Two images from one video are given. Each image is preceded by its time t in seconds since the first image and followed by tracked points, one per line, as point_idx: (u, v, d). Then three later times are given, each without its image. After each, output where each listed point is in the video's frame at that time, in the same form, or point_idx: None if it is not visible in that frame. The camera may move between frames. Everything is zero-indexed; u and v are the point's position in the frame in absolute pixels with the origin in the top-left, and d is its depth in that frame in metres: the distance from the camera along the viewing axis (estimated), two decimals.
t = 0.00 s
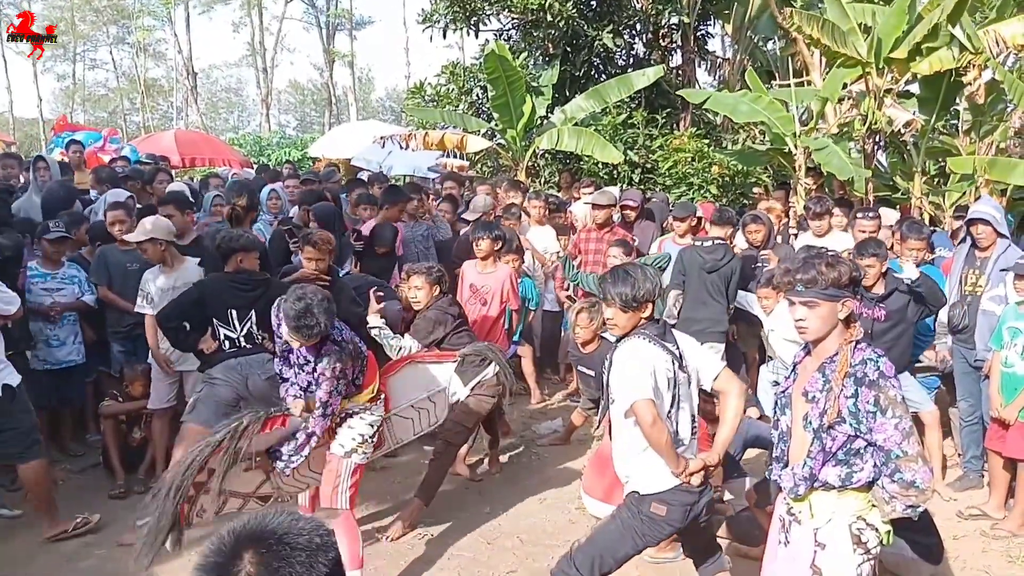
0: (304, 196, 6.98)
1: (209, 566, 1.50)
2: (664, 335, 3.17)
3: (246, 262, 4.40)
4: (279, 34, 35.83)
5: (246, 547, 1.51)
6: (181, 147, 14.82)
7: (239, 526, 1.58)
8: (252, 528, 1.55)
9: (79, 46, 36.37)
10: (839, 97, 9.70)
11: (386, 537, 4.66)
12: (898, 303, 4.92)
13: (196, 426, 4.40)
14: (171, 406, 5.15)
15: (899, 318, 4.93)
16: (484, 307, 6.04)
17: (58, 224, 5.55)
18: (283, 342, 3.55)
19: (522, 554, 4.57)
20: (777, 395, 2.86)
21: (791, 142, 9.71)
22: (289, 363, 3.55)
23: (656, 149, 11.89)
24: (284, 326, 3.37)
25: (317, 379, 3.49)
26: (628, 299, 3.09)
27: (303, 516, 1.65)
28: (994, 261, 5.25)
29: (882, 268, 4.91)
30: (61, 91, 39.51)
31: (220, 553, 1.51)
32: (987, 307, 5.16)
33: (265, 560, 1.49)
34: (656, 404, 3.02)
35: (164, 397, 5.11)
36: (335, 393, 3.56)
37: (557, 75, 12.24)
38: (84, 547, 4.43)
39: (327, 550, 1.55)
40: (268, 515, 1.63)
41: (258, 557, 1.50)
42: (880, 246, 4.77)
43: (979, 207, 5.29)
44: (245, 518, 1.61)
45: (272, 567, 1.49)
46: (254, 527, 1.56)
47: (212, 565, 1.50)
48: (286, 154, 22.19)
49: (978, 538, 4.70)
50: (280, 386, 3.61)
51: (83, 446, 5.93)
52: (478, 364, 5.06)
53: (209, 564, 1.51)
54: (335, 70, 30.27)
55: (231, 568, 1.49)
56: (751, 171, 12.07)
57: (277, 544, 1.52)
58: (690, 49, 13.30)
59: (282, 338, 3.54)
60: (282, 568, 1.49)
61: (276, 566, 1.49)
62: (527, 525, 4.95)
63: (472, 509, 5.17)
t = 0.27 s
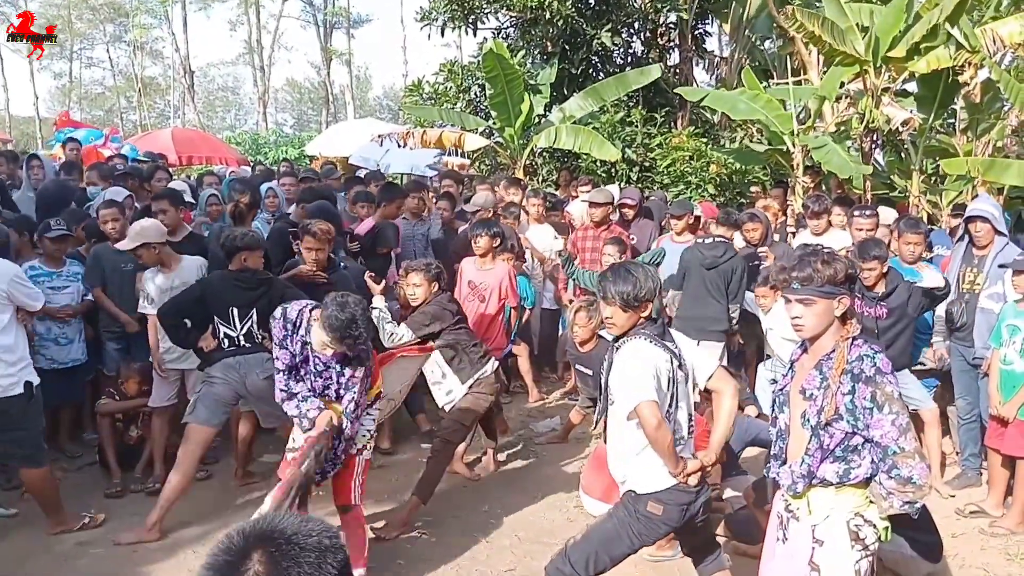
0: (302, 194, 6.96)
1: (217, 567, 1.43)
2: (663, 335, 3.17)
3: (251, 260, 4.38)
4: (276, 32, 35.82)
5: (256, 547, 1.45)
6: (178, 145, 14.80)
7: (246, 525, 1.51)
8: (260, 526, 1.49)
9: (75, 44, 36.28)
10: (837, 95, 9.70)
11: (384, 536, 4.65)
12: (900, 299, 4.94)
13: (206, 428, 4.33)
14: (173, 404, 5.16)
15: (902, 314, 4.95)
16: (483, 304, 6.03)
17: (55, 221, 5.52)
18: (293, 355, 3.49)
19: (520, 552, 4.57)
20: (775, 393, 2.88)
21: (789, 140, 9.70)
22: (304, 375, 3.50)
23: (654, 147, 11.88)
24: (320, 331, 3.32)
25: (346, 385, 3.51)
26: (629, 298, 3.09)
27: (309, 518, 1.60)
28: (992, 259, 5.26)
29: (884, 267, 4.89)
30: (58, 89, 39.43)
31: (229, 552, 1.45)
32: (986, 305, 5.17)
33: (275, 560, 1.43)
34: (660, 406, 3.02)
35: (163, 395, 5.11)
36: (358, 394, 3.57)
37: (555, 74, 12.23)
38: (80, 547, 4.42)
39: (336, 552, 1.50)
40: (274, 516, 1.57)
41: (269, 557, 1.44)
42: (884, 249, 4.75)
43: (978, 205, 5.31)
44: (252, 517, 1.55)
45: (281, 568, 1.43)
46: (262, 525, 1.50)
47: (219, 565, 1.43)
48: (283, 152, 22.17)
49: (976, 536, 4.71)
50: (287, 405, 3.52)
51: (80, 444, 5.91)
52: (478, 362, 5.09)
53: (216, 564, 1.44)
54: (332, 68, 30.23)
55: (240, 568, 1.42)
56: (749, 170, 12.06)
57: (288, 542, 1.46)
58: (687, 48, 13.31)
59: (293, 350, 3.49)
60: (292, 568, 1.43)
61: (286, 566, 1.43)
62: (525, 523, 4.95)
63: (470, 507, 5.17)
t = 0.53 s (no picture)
0: (299, 192, 6.95)
1: (224, 559, 1.43)
2: (662, 332, 3.17)
3: (252, 258, 4.38)
4: (273, 31, 35.80)
5: (263, 539, 1.44)
6: (175, 144, 14.78)
7: (255, 517, 1.50)
8: (268, 519, 1.48)
9: (71, 42, 36.21)
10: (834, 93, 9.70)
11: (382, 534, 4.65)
12: (898, 298, 4.92)
13: (205, 428, 4.32)
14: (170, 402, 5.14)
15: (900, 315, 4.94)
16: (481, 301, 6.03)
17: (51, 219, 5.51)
18: (311, 359, 3.57)
19: (518, 550, 4.58)
20: (771, 390, 2.88)
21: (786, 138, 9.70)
22: (325, 379, 3.58)
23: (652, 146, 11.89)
24: (350, 336, 3.43)
25: (369, 388, 3.57)
26: (624, 300, 3.08)
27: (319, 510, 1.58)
28: (989, 257, 5.26)
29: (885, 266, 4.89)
30: (54, 87, 39.36)
31: (236, 544, 1.44)
32: (983, 303, 5.17)
33: (282, 552, 1.41)
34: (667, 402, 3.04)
35: (161, 392, 5.11)
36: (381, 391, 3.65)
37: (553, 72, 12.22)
38: (75, 545, 4.40)
39: (345, 544, 1.47)
40: (285, 508, 1.56)
41: (275, 550, 1.42)
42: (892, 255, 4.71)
43: (975, 203, 5.33)
44: (262, 510, 1.53)
45: (288, 561, 1.41)
46: (271, 518, 1.49)
47: (227, 557, 1.42)
48: (280, 150, 22.14)
49: (973, 534, 4.71)
50: (315, 411, 3.51)
51: (76, 442, 5.90)
52: (475, 359, 5.08)
53: (224, 557, 1.43)
54: (329, 67, 30.22)
55: (247, 559, 1.41)
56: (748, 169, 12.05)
57: (296, 535, 1.44)
58: (684, 47, 13.32)
59: (311, 354, 3.57)
60: (298, 561, 1.41)
61: (293, 558, 1.41)
62: (522, 521, 4.95)
63: (468, 505, 5.17)
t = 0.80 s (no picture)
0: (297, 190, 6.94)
1: (231, 548, 1.42)
2: (660, 329, 3.18)
3: (251, 258, 4.44)
4: (269, 29, 35.74)
5: (271, 529, 1.43)
6: (171, 142, 14.75)
7: (263, 508, 1.50)
8: (275, 511, 1.47)
9: (67, 41, 36.14)
10: (831, 92, 9.72)
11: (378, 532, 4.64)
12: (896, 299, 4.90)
13: (201, 427, 4.31)
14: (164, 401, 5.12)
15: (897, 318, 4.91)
16: (479, 300, 6.04)
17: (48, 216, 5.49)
18: (331, 372, 3.53)
19: (514, 548, 4.57)
20: (769, 386, 2.89)
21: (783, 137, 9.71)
22: (345, 389, 3.57)
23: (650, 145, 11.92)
24: (375, 351, 3.36)
25: (387, 395, 3.59)
26: (622, 300, 3.08)
27: (327, 504, 1.57)
28: (985, 254, 5.27)
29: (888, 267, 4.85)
30: (50, 86, 39.30)
31: (243, 533, 1.43)
32: (980, 301, 5.18)
33: (289, 542, 1.40)
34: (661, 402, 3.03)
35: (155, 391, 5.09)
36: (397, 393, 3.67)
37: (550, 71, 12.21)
38: (70, 543, 4.39)
39: (352, 538, 1.46)
40: (293, 502, 1.55)
41: (282, 540, 1.41)
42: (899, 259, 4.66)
43: (971, 202, 5.33)
44: (271, 502, 1.53)
45: (296, 551, 1.39)
46: (279, 510, 1.48)
47: (233, 546, 1.41)
48: (276, 149, 22.12)
49: (970, 531, 4.72)
50: (344, 420, 3.49)
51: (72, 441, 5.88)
52: (472, 357, 5.08)
53: (233, 545, 1.42)
54: (325, 66, 30.19)
55: (254, 548, 1.40)
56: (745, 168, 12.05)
57: (303, 527, 1.43)
58: (682, 46, 13.33)
59: (330, 368, 3.52)
60: (305, 552, 1.40)
61: (300, 548, 1.40)
62: (519, 520, 4.95)
63: (466, 503, 5.16)
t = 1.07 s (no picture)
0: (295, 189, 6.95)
1: (234, 541, 1.42)
2: (655, 323, 3.18)
3: (249, 256, 4.43)
4: (266, 29, 35.71)
5: (274, 523, 1.43)
6: (168, 141, 14.74)
7: (267, 502, 1.50)
8: (278, 505, 1.47)
9: (64, 41, 36.10)
10: (828, 91, 9.74)
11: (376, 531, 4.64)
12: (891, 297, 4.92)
13: (198, 426, 4.30)
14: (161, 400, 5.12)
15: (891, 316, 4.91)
16: (476, 298, 6.04)
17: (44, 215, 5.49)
18: (338, 376, 3.52)
19: (512, 547, 4.58)
20: (766, 382, 2.90)
21: (780, 136, 9.72)
22: (351, 394, 3.55)
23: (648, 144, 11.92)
24: (388, 360, 3.38)
25: (392, 401, 3.57)
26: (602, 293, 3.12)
27: (331, 498, 1.57)
28: (981, 253, 5.28)
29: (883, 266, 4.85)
30: (47, 86, 39.23)
31: (246, 527, 1.43)
32: (977, 299, 5.19)
33: (292, 537, 1.40)
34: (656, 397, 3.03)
35: (152, 389, 5.09)
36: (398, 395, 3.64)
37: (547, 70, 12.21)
38: (66, 542, 4.39)
39: (356, 533, 1.46)
40: (297, 494, 1.55)
41: (285, 535, 1.41)
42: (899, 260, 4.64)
43: (967, 200, 5.34)
44: (274, 495, 1.53)
45: (299, 546, 1.39)
46: (283, 503, 1.48)
47: (237, 541, 1.41)
48: (274, 149, 22.11)
49: (967, 529, 4.73)
50: (348, 422, 3.45)
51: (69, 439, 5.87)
52: (469, 355, 5.08)
53: (235, 538, 1.42)
54: (322, 65, 30.17)
55: (258, 543, 1.40)
56: (743, 167, 12.06)
57: (307, 520, 1.43)
58: (679, 45, 13.34)
59: (337, 370, 3.51)
60: (309, 547, 1.39)
61: (303, 544, 1.40)
62: (516, 518, 4.96)
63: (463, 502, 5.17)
